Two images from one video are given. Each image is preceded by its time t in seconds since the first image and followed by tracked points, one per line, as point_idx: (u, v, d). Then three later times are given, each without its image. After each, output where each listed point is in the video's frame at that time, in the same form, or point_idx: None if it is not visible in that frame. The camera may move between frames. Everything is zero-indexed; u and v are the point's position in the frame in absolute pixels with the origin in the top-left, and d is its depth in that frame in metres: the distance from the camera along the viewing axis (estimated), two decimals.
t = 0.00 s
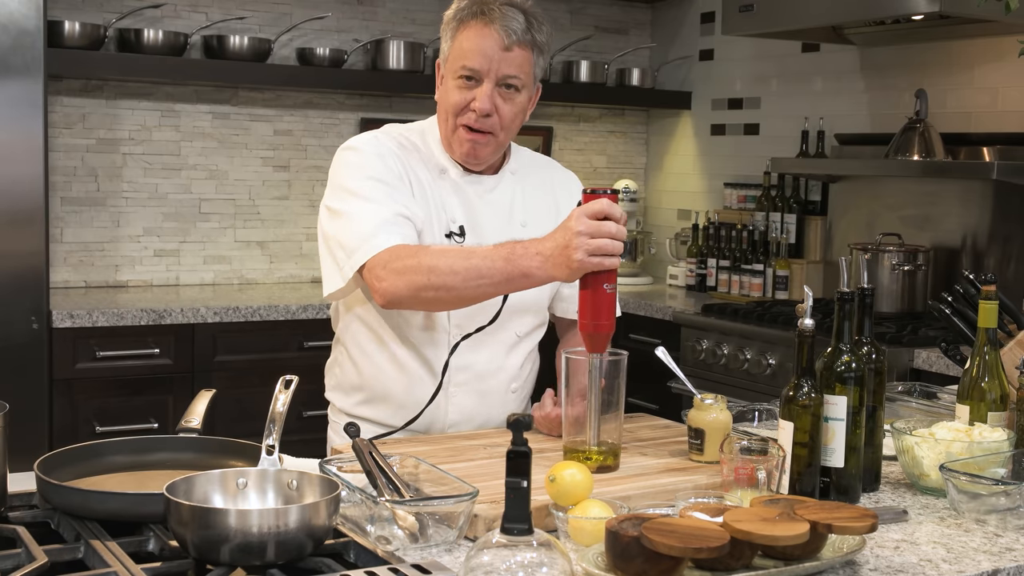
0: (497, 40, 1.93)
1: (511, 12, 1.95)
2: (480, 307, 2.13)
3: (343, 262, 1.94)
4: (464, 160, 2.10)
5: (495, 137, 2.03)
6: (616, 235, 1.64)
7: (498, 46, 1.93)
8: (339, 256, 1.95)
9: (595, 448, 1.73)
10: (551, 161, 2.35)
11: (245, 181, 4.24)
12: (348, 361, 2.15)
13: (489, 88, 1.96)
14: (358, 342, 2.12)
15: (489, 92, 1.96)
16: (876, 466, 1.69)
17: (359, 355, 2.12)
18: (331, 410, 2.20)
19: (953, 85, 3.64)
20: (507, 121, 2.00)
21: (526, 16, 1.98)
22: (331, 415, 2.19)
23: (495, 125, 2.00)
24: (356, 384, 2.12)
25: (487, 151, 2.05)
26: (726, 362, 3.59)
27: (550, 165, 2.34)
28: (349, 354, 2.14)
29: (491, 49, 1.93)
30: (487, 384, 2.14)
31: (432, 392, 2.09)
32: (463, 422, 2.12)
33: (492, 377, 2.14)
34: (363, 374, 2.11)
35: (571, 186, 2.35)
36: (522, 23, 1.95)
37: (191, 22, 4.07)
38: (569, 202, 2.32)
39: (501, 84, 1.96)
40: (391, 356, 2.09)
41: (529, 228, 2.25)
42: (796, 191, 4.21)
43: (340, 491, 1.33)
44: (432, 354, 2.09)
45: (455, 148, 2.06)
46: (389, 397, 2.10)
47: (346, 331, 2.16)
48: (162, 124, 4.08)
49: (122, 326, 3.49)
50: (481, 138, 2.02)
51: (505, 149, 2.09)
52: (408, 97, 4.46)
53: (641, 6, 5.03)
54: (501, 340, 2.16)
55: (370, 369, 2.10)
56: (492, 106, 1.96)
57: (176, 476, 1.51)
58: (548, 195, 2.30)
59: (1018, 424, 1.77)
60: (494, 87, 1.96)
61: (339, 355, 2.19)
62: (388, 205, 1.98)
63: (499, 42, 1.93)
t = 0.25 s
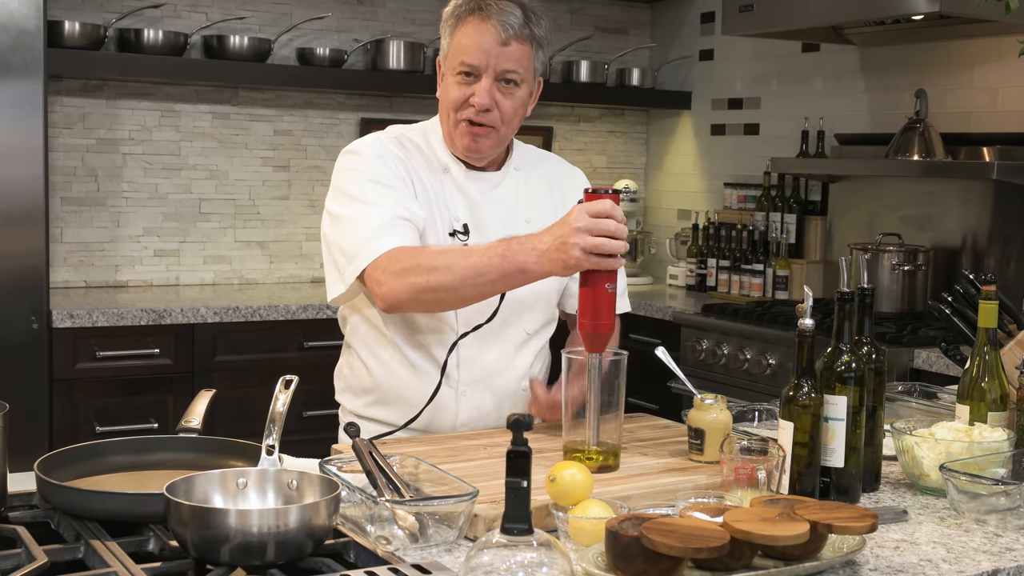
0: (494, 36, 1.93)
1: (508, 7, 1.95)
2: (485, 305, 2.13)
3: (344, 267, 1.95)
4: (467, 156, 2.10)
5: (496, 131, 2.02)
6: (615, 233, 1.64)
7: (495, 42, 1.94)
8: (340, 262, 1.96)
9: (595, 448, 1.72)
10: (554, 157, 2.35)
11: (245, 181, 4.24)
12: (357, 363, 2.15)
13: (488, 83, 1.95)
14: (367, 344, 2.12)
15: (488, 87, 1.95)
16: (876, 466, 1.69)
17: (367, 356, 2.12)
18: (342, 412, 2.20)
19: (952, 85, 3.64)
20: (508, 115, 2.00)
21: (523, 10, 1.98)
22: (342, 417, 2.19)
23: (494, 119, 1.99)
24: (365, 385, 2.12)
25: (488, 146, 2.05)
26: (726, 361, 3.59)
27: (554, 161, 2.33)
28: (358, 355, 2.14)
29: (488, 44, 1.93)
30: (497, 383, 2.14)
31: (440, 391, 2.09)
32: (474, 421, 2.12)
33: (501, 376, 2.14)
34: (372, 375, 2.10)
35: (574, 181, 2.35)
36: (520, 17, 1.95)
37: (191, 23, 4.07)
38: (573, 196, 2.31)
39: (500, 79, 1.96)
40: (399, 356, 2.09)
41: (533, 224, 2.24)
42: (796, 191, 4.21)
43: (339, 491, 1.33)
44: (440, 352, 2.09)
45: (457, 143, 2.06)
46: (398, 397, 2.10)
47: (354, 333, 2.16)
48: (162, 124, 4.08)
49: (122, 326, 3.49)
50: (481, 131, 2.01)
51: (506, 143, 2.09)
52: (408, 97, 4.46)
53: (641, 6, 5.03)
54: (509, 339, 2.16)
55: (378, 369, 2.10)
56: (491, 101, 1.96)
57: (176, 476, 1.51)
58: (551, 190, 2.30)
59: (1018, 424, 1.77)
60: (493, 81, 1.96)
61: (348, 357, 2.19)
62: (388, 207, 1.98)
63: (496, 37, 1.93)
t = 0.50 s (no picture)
0: (512, 48, 1.92)
1: (519, 15, 1.93)
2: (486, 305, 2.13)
3: (344, 268, 1.95)
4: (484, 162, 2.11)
5: (517, 138, 2.04)
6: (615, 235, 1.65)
7: (514, 54, 1.92)
8: (339, 263, 1.96)
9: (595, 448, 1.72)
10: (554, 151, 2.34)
11: (245, 181, 4.24)
12: (359, 363, 2.15)
13: (509, 95, 1.96)
14: (367, 344, 2.12)
15: (509, 99, 1.96)
16: (876, 466, 1.69)
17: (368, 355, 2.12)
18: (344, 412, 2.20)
19: (953, 85, 3.64)
20: (527, 122, 2.01)
21: (531, 13, 1.96)
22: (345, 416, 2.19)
23: (516, 128, 2.01)
24: (366, 385, 2.12)
25: (509, 152, 2.08)
26: (726, 361, 3.59)
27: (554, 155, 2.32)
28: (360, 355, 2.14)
29: (507, 57, 1.92)
30: (498, 384, 2.14)
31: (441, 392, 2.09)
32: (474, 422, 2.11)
33: (502, 377, 2.14)
34: (373, 376, 2.10)
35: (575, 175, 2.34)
36: (531, 23, 1.94)
37: (191, 22, 4.07)
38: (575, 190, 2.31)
39: (519, 90, 1.96)
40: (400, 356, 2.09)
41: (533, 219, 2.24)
42: (796, 192, 4.21)
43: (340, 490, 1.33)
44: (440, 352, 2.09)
45: (477, 153, 2.08)
46: (399, 397, 2.10)
47: (356, 332, 2.16)
48: (162, 124, 4.08)
49: (122, 326, 3.49)
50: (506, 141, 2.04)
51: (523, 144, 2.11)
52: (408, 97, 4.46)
53: (641, 6, 5.03)
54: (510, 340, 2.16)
55: (379, 369, 2.10)
56: (515, 113, 1.97)
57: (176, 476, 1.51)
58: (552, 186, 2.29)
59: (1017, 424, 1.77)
60: (513, 93, 1.96)
61: (351, 357, 2.19)
62: (388, 208, 1.98)
63: (514, 49, 1.92)
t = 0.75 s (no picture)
0: (508, 41, 1.92)
1: (515, 9, 1.94)
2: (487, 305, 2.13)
3: (344, 267, 1.95)
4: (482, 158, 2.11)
5: (513, 132, 2.04)
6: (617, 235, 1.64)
7: (510, 47, 1.93)
8: (340, 263, 1.96)
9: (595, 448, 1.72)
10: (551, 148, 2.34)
11: (245, 181, 4.24)
12: (360, 363, 2.16)
13: (505, 89, 1.96)
14: (369, 345, 2.13)
15: (505, 93, 1.96)
16: (876, 466, 1.69)
17: (369, 356, 2.13)
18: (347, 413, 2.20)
19: (953, 85, 3.64)
20: (524, 117, 2.01)
21: (527, 9, 1.96)
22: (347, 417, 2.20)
23: (513, 122, 2.01)
24: (367, 385, 2.13)
25: (506, 148, 2.07)
26: (726, 361, 3.59)
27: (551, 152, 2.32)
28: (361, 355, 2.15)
29: (503, 50, 1.92)
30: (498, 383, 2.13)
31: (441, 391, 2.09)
32: (475, 422, 2.11)
33: (503, 376, 2.14)
34: (374, 376, 2.11)
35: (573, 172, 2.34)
36: (527, 17, 1.94)
37: (191, 22, 4.07)
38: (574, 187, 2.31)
39: (516, 83, 1.96)
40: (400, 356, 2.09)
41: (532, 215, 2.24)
42: (796, 191, 4.21)
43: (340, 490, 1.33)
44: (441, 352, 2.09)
45: (475, 150, 2.08)
46: (399, 397, 2.10)
47: (357, 333, 2.16)
48: (162, 124, 4.08)
49: (122, 326, 3.49)
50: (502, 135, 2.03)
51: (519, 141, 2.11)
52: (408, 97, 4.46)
53: (641, 6, 5.03)
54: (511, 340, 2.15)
55: (380, 369, 2.10)
56: (511, 107, 1.97)
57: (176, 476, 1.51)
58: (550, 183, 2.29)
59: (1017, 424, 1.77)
60: (509, 86, 1.96)
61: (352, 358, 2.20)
62: (388, 207, 1.98)
63: (510, 42, 1.92)
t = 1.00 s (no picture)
0: (496, 36, 1.93)
1: (505, 5, 1.94)
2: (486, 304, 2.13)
3: (343, 267, 1.95)
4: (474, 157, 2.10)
5: (502, 129, 2.03)
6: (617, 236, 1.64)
7: (498, 42, 1.93)
8: (339, 263, 1.96)
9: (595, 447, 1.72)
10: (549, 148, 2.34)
11: (245, 181, 4.24)
12: (358, 363, 2.15)
13: (493, 85, 1.95)
14: (367, 345, 2.13)
15: (493, 89, 1.96)
16: (876, 466, 1.68)
17: (367, 356, 2.12)
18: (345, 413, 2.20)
19: (952, 85, 3.64)
20: (513, 115, 2.00)
21: (519, 7, 1.97)
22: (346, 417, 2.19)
23: (501, 119, 2.00)
24: (365, 385, 2.13)
25: (495, 145, 2.07)
26: (726, 361, 3.59)
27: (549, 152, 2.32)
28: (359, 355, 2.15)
29: (491, 45, 1.93)
30: (498, 383, 2.14)
31: (440, 391, 2.09)
32: (474, 422, 2.11)
33: (502, 377, 2.14)
34: (373, 376, 2.11)
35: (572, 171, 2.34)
36: (517, 14, 1.94)
37: (191, 22, 4.07)
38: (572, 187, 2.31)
39: (504, 80, 1.96)
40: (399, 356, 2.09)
41: (529, 215, 2.24)
42: (796, 191, 4.21)
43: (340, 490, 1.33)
44: (439, 352, 2.09)
45: (463, 146, 2.07)
46: (398, 397, 2.10)
47: (355, 334, 2.16)
48: (162, 124, 4.08)
49: (122, 326, 3.49)
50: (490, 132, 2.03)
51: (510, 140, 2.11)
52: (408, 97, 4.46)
53: (641, 6, 5.03)
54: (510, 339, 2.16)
55: (378, 369, 2.10)
56: (498, 103, 1.96)
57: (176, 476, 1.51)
58: (548, 182, 2.29)
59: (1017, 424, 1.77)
60: (497, 82, 1.96)
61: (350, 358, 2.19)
62: (386, 207, 1.98)
63: (498, 38, 1.93)
